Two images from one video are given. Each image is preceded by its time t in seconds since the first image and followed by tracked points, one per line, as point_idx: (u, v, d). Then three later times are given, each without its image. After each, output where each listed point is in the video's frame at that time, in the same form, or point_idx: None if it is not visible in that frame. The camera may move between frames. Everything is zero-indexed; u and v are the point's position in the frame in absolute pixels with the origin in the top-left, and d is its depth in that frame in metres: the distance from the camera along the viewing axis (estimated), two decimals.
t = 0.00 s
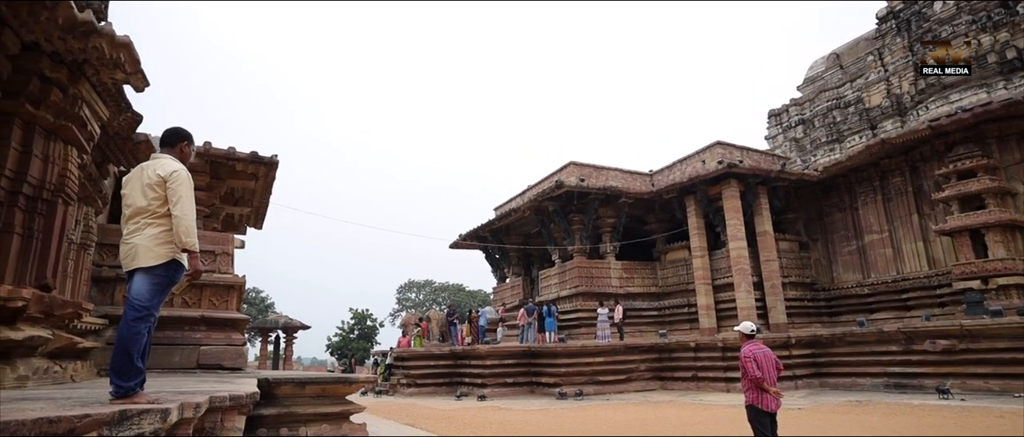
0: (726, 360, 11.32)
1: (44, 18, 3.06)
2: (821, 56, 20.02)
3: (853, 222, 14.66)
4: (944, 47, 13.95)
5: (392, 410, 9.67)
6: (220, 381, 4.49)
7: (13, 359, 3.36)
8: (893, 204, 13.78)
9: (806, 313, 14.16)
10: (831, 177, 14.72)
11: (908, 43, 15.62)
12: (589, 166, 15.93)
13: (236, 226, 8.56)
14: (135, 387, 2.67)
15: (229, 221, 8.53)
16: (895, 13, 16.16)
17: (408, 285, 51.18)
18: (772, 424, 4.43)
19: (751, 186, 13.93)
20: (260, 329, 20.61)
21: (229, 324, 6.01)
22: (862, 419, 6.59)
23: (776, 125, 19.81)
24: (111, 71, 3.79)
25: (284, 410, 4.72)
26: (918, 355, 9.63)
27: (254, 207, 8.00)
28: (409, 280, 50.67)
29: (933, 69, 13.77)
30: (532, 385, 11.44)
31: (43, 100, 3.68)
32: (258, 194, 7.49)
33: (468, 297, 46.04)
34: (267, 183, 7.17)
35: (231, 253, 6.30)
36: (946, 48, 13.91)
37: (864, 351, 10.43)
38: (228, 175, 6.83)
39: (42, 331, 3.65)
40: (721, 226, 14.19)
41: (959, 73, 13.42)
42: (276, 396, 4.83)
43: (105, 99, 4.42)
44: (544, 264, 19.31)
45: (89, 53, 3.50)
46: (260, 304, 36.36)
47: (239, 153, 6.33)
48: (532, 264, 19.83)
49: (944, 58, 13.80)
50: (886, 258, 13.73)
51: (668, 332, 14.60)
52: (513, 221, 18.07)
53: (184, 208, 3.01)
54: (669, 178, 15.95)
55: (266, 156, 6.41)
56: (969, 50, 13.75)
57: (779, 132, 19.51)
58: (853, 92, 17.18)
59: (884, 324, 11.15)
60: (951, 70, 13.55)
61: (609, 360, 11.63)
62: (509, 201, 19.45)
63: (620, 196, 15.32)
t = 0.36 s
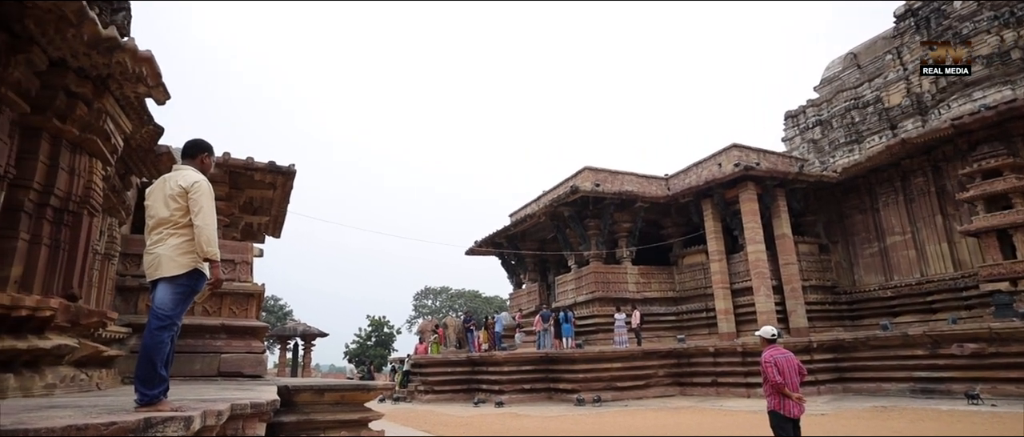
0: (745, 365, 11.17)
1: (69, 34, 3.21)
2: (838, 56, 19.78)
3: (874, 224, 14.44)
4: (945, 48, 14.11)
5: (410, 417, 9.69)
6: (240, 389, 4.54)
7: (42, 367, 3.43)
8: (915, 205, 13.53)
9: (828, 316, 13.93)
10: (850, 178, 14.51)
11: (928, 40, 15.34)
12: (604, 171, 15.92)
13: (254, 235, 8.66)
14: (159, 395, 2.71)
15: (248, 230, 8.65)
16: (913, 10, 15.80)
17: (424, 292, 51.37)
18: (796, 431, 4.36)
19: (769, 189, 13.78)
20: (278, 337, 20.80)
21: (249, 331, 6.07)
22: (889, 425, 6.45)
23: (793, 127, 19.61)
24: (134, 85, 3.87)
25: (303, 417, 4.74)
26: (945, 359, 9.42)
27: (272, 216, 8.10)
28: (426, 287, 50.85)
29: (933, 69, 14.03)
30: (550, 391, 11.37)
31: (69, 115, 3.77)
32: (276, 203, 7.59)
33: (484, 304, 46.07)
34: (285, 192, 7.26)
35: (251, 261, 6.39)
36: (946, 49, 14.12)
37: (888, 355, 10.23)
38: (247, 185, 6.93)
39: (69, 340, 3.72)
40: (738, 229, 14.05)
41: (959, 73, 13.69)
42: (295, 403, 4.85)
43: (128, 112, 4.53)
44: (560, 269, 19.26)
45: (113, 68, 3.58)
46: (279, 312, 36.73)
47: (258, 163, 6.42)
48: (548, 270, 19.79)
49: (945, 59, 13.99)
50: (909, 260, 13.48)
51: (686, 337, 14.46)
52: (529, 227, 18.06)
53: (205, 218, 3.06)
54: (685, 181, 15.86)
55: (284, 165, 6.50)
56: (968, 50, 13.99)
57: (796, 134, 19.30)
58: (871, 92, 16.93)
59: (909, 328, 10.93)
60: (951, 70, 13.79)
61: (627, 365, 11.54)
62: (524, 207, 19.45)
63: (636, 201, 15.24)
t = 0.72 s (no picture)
0: (772, 371, 10.97)
1: (101, 55, 3.37)
2: (860, 55, 19.47)
3: (903, 226, 14.15)
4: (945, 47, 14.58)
5: (434, 426, 9.70)
6: (266, 399, 4.60)
7: (76, 378, 3.52)
8: (945, 205, 13.22)
9: (857, 321, 13.64)
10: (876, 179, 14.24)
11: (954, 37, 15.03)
12: (623, 177, 15.87)
13: (278, 246, 8.79)
14: (188, 406, 2.76)
15: (272, 242, 8.78)
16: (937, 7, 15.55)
17: (445, 301, 51.53)
18: None
19: (792, 192, 13.57)
20: (302, 347, 21.01)
21: (273, 342, 6.16)
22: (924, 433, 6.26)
23: (816, 128, 19.34)
24: (162, 102, 3.98)
25: (327, 427, 4.78)
26: (982, 364, 9.14)
27: (295, 227, 8.21)
28: (446, 296, 51.01)
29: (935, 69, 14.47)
30: (573, 399, 11.27)
31: (100, 132, 3.88)
32: (298, 215, 7.69)
33: (505, 312, 46.04)
34: (307, 203, 7.37)
35: (275, 272, 6.49)
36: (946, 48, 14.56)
37: (921, 360, 9.95)
38: (271, 197, 7.05)
39: (101, 351, 3.82)
40: (761, 233, 13.86)
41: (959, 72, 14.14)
42: (320, 413, 4.89)
43: (156, 128, 4.65)
44: (581, 276, 19.18)
45: (142, 86, 3.69)
46: (302, 322, 37.14)
47: (281, 175, 6.53)
48: (569, 277, 19.72)
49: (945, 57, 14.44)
50: (940, 262, 13.16)
51: (710, 343, 14.27)
52: (549, 235, 18.04)
53: (232, 230, 3.12)
54: (706, 186, 15.72)
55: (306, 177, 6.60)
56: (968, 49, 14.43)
57: (819, 136, 19.02)
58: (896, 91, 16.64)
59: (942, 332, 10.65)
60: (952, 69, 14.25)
61: (651, 373, 11.41)
62: (544, 214, 19.44)
63: (656, 206, 15.14)
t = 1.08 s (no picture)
0: (804, 378, 10.73)
1: (134, 75, 3.51)
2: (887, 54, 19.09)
3: (938, 227, 13.77)
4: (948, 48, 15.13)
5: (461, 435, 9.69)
6: (295, 410, 4.64)
7: (113, 389, 3.60)
8: (982, 205, 12.82)
9: (892, 326, 13.24)
10: (909, 179, 13.89)
11: (987, 32, 14.72)
12: (646, 183, 15.79)
13: (305, 258, 8.91)
14: (221, 417, 2.84)
15: (299, 253, 8.92)
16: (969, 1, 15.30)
17: (469, 310, 51.63)
18: None
19: (820, 194, 13.31)
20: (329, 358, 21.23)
21: (302, 352, 6.24)
22: None
23: (843, 129, 18.99)
24: (193, 119, 4.10)
25: None
26: None
27: (322, 239, 8.32)
28: (471, 305, 51.12)
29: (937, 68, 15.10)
30: (600, 408, 11.15)
31: (134, 150, 4.01)
32: (324, 226, 7.79)
33: (530, 321, 45.93)
34: (332, 215, 7.47)
35: (301, 284, 6.58)
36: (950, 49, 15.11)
37: (963, 366, 9.62)
38: (297, 210, 7.18)
39: (137, 363, 3.92)
40: (789, 237, 13.60)
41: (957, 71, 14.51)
42: (348, 423, 4.92)
43: (187, 145, 4.79)
44: (605, 283, 19.05)
45: (173, 105, 3.82)
46: (329, 333, 37.58)
47: (307, 188, 6.64)
48: (594, 284, 19.61)
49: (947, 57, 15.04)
50: (979, 263, 12.74)
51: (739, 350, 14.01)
52: (572, 242, 17.98)
53: (261, 244, 3.17)
54: (731, 190, 15.53)
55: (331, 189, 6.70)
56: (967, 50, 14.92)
57: (846, 136, 18.67)
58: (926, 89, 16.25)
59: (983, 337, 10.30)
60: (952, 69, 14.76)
61: (679, 381, 11.26)
62: (567, 222, 19.40)
63: (680, 211, 15.00)
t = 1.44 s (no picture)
0: (839, 386, 10.46)
1: (167, 94, 3.64)
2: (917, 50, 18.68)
3: (977, 228, 13.34)
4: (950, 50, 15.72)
5: None
6: (325, 419, 4.70)
7: (151, 399, 3.70)
8: None
9: (931, 330, 12.83)
10: (944, 178, 13.51)
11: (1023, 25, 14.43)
12: (670, 188, 15.66)
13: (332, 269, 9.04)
14: (254, 427, 2.93)
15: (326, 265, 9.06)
16: None
17: (495, 319, 51.65)
18: None
19: (850, 196, 13.02)
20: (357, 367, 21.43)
21: (330, 362, 6.31)
22: None
23: (873, 128, 18.59)
24: (223, 135, 4.23)
25: None
26: None
27: (348, 249, 8.44)
28: (496, 314, 51.13)
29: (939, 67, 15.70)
30: (629, 417, 11.00)
31: (167, 166, 4.14)
32: (350, 237, 7.90)
33: (556, 328, 45.72)
34: (359, 227, 7.57)
35: (329, 295, 6.68)
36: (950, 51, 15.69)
37: (1008, 373, 9.26)
38: (324, 222, 7.30)
39: (172, 374, 4.02)
40: (820, 240, 13.32)
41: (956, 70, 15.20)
42: (377, 433, 4.95)
43: (217, 161, 4.93)
44: (631, 290, 18.89)
45: (204, 122, 3.95)
46: (356, 343, 37.96)
47: (333, 200, 6.75)
48: (619, 291, 19.47)
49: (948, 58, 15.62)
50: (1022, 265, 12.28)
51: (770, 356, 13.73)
52: (597, 249, 17.89)
53: (290, 256, 3.23)
54: (757, 194, 15.30)
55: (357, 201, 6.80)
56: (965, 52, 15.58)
57: (877, 136, 18.26)
58: (960, 85, 15.77)
59: None
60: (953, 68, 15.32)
61: (709, 388, 11.07)
62: (592, 229, 19.32)
63: (706, 216, 14.82)
